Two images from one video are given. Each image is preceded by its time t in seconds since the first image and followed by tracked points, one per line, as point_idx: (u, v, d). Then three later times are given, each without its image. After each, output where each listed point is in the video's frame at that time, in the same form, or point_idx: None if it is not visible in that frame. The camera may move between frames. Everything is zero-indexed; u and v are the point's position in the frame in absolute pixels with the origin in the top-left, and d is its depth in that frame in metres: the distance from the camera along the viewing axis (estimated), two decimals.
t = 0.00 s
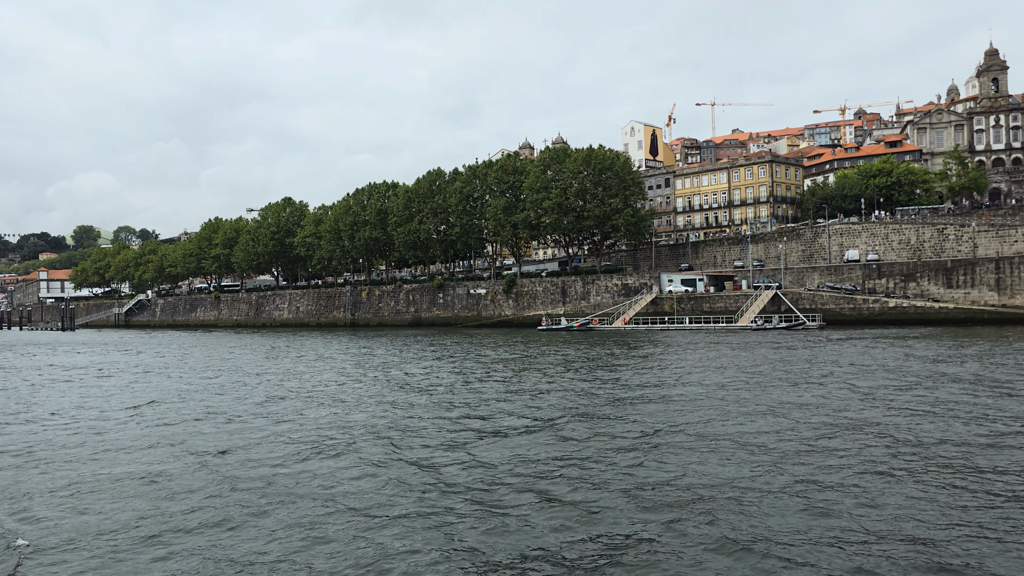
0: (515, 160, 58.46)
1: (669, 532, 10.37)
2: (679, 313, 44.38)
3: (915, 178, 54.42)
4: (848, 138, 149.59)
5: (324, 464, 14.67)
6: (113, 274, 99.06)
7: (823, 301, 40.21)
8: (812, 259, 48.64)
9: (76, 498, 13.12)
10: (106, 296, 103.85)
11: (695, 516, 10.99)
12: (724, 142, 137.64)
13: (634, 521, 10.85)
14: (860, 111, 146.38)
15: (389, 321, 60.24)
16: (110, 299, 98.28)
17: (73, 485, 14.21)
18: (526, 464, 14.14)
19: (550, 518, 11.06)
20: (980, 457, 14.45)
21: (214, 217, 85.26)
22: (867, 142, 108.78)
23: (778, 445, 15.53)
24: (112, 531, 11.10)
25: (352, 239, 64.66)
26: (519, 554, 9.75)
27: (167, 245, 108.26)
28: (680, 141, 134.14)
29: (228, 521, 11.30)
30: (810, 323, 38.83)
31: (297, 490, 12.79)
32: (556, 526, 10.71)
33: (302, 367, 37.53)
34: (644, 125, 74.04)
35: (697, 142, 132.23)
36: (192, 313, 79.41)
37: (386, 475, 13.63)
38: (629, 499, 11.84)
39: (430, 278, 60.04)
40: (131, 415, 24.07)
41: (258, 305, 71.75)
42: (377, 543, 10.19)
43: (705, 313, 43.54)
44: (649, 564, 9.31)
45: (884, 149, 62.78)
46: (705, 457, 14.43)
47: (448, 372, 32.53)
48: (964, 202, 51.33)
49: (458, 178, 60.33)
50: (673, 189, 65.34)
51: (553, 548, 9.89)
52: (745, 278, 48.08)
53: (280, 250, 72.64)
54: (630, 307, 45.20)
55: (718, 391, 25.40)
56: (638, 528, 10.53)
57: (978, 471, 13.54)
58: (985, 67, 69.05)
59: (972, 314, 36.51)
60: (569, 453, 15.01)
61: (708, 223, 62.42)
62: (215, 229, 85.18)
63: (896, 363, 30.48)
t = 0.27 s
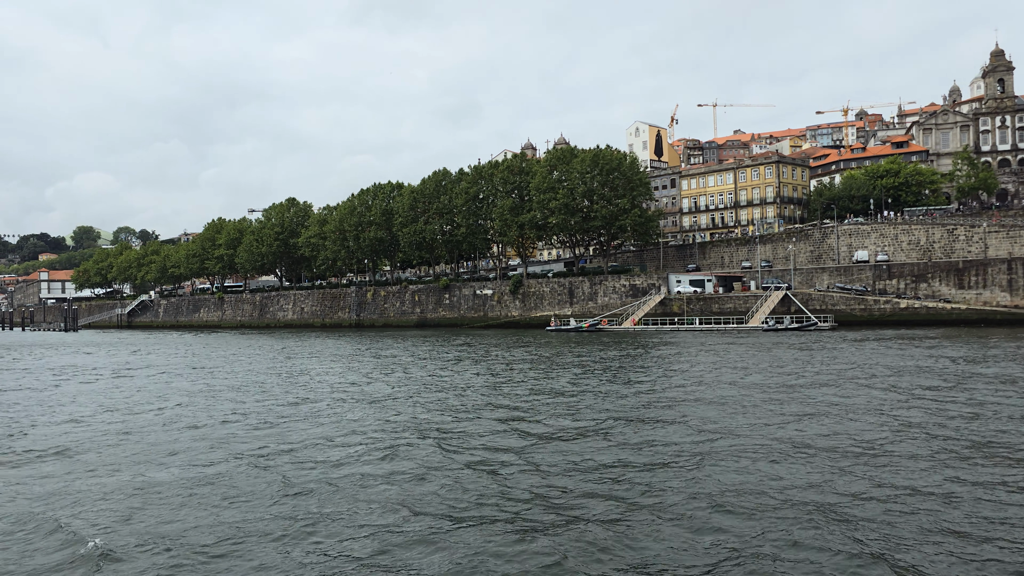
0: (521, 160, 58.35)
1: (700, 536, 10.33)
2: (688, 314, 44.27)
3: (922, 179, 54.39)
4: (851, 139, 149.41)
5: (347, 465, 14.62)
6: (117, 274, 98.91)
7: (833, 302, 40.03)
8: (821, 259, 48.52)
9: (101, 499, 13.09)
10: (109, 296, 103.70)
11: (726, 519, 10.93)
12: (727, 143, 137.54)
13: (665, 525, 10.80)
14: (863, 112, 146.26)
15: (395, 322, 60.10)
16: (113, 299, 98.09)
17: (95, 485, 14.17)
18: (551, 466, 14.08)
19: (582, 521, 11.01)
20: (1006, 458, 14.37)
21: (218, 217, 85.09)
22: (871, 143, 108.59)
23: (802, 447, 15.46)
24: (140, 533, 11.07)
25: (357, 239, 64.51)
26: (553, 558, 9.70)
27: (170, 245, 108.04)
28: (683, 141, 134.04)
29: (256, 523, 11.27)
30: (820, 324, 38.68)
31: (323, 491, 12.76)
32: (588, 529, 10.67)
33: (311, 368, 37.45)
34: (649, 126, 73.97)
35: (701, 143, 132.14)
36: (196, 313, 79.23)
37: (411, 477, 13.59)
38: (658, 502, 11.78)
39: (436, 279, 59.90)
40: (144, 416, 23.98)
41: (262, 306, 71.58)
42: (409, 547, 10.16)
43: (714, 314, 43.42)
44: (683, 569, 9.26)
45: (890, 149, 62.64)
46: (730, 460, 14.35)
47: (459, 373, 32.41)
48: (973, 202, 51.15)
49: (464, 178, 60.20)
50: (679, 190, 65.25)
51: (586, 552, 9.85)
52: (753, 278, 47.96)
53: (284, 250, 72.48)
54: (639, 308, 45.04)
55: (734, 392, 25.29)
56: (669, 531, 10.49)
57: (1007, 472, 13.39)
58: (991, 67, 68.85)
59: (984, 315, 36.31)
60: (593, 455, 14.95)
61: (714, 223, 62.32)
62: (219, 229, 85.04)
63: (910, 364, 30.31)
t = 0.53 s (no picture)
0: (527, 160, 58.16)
1: (743, 536, 10.17)
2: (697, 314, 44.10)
3: (930, 179, 54.31)
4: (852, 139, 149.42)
5: (375, 465, 14.42)
6: (118, 275, 98.60)
7: (843, 302, 39.86)
8: (829, 260, 48.37)
9: (129, 501, 12.88)
10: (110, 297, 103.35)
11: (771, 519, 10.74)
12: (728, 144, 137.49)
13: (710, 525, 10.61)
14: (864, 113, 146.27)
15: (400, 323, 59.91)
16: (114, 300, 97.76)
17: (120, 486, 13.94)
18: (582, 466, 13.88)
19: (624, 521, 10.82)
20: None
21: (221, 218, 84.84)
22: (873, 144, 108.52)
23: (832, 446, 15.28)
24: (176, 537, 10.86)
25: (361, 240, 64.33)
26: (600, 560, 9.51)
27: (171, 246, 107.78)
28: (685, 142, 133.99)
29: (293, 526, 11.07)
30: (831, 324, 38.51)
31: (356, 492, 12.56)
32: (631, 530, 10.47)
33: (320, 370, 37.22)
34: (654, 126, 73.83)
35: (702, 144, 132.06)
36: (199, 314, 78.95)
37: (442, 477, 13.39)
38: (698, 501, 11.59)
39: (442, 279, 59.72)
40: (156, 416, 23.74)
41: (266, 307, 71.33)
42: (453, 549, 9.97)
43: (723, 314, 43.24)
44: (735, 570, 9.07)
45: (896, 149, 62.50)
46: (762, 459, 14.16)
47: (470, 374, 32.20)
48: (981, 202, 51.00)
49: (469, 179, 60.03)
50: (685, 190, 65.10)
51: (634, 554, 9.65)
52: (761, 279, 47.80)
53: (288, 251, 72.27)
54: (648, 308, 44.84)
55: (750, 393, 25.11)
56: (711, 532, 10.32)
57: None
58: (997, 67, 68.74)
59: (996, 315, 36.15)
60: (622, 453, 14.76)
61: (720, 224, 62.15)
62: (221, 230, 84.79)
63: (924, 364, 30.16)
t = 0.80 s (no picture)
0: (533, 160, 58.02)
1: (778, 542, 10.08)
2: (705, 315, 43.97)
3: (937, 179, 54.16)
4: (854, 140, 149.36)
5: (401, 467, 14.26)
6: (120, 275, 98.41)
7: (853, 302, 39.70)
8: (837, 260, 48.23)
9: (156, 501, 12.73)
10: (112, 298, 103.12)
11: (812, 523, 10.59)
12: (730, 143, 137.43)
13: (751, 530, 10.45)
14: (865, 112, 146.23)
15: (405, 323, 59.77)
16: (117, 301, 97.53)
17: (144, 487, 13.79)
18: (611, 468, 13.73)
19: (662, 526, 10.67)
20: None
21: (224, 218, 84.61)
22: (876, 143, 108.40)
23: (862, 449, 15.12)
24: (208, 539, 10.70)
25: (366, 240, 64.15)
26: (644, 566, 9.36)
27: (173, 246, 107.51)
28: (687, 143, 133.93)
29: (326, 528, 10.92)
30: (842, 325, 38.33)
31: (387, 495, 12.41)
32: (672, 534, 10.33)
33: (329, 370, 37.04)
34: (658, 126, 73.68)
35: (704, 144, 131.96)
36: (202, 315, 78.73)
37: (471, 479, 13.24)
38: (736, 505, 11.44)
39: (447, 280, 59.57)
40: (169, 417, 23.61)
41: (270, 307, 71.15)
42: (486, 552, 9.93)
43: (732, 314, 43.09)
44: None
45: (902, 149, 62.35)
46: (794, 462, 14.00)
47: (481, 375, 32.04)
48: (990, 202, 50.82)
49: (474, 179, 59.87)
50: (690, 190, 65.01)
51: (678, 559, 9.50)
52: (769, 279, 47.65)
53: (292, 251, 72.09)
54: (656, 308, 44.66)
55: (767, 393, 24.95)
56: (744, 537, 10.23)
57: None
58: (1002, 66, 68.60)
59: (1008, 315, 35.99)
60: (650, 456, 14.61)
61: (726, 224, 62.02)
62: (224, 230, 84.59)
63: (938, 365, 30.02)
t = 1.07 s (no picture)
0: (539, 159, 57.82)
1: (823, 542, 9.98)
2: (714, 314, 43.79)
3: (944, 179, 54.03)
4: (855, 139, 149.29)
5: (428, 470, 14.07)
6: (121, 276, 98.03)
7: (864, 302, 39.51)
8: (846, 259, 48.08)
9: (184, 505, 12.54)
10: (113, 299, 102.75)
11: (857, 527, 10.41)
12: (732, 143, 137.29)
13: (796, 533, 10.27)
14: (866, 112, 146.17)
15: (410, 324, 59.54)
16: (118, 302, 97.12)
17: (168, 489, 13.59)
18: (642, 471, 13.55)
19: (705, 530, 10.50)
20: None
21: (226, 218, 84.33)
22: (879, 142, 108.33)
23: (893, 450, 14.95)
24: (242, 545, 10.51)
25: (371, 240, 63.93)
26: (690, 572, 9.21)
27: (174, 246, 107.20)
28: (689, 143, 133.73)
29: (361, 534, 10.73)
30: (853, 324, 38.19)
31: (419, 499, 12.23)
32: (716, 540, 10.15)
33: (339, 370, 36.84)
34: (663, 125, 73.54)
35: (706, 144, 131.79)
36: (205, 316, 78.44)
37: (503, 483, 13.06)
38: (776, 508, 11.26)
39: (452, 280, 59.35)
40: (183, 417, 23.43)
41: (273, 308, 70.88)
42: (531, 556, 9.83)
43: (742, 314, 42.90)
44: None
45: (908, 148, 62.23)
46: (827, 464, 13.82)
47: (493, 375, 31.85)
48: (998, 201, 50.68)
49: (480, 178, 59.68)
50: (695, 190, 64.89)
51: (727, 566, 9.32)
52: (778, 278, 47.48)
53: (295, 251, 71.83)
54: (665, 308, 44.47)
55: (785, 393, 24.77)
56: (789, 538, 10.13)
57: None
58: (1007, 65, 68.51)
59: (1020, 314, 35.86)
60: (679, 457, 14.44)
61: (732, 223, 61.86)
62: (226, 230, 84.31)
63: (953, 364, 29.90)
